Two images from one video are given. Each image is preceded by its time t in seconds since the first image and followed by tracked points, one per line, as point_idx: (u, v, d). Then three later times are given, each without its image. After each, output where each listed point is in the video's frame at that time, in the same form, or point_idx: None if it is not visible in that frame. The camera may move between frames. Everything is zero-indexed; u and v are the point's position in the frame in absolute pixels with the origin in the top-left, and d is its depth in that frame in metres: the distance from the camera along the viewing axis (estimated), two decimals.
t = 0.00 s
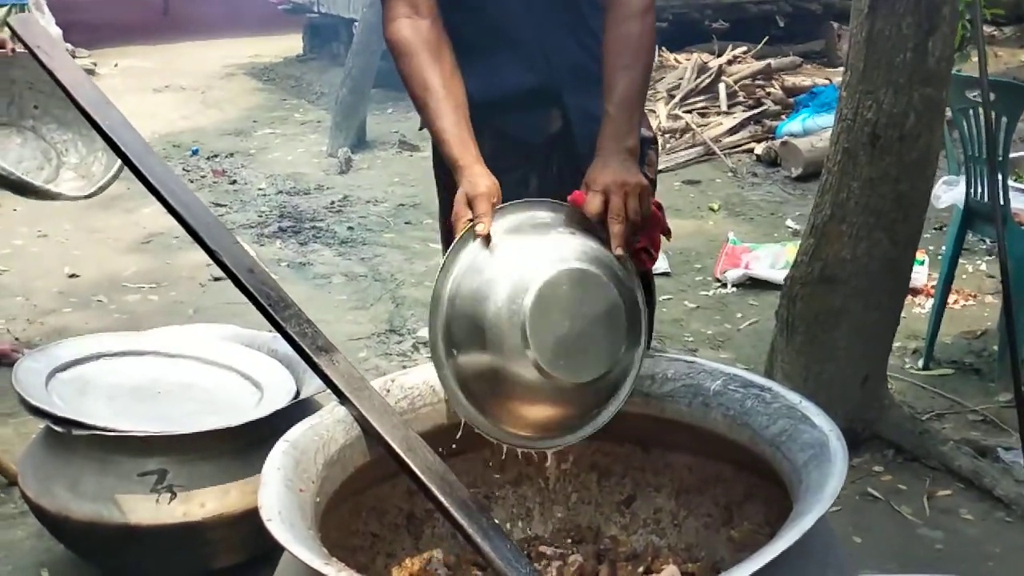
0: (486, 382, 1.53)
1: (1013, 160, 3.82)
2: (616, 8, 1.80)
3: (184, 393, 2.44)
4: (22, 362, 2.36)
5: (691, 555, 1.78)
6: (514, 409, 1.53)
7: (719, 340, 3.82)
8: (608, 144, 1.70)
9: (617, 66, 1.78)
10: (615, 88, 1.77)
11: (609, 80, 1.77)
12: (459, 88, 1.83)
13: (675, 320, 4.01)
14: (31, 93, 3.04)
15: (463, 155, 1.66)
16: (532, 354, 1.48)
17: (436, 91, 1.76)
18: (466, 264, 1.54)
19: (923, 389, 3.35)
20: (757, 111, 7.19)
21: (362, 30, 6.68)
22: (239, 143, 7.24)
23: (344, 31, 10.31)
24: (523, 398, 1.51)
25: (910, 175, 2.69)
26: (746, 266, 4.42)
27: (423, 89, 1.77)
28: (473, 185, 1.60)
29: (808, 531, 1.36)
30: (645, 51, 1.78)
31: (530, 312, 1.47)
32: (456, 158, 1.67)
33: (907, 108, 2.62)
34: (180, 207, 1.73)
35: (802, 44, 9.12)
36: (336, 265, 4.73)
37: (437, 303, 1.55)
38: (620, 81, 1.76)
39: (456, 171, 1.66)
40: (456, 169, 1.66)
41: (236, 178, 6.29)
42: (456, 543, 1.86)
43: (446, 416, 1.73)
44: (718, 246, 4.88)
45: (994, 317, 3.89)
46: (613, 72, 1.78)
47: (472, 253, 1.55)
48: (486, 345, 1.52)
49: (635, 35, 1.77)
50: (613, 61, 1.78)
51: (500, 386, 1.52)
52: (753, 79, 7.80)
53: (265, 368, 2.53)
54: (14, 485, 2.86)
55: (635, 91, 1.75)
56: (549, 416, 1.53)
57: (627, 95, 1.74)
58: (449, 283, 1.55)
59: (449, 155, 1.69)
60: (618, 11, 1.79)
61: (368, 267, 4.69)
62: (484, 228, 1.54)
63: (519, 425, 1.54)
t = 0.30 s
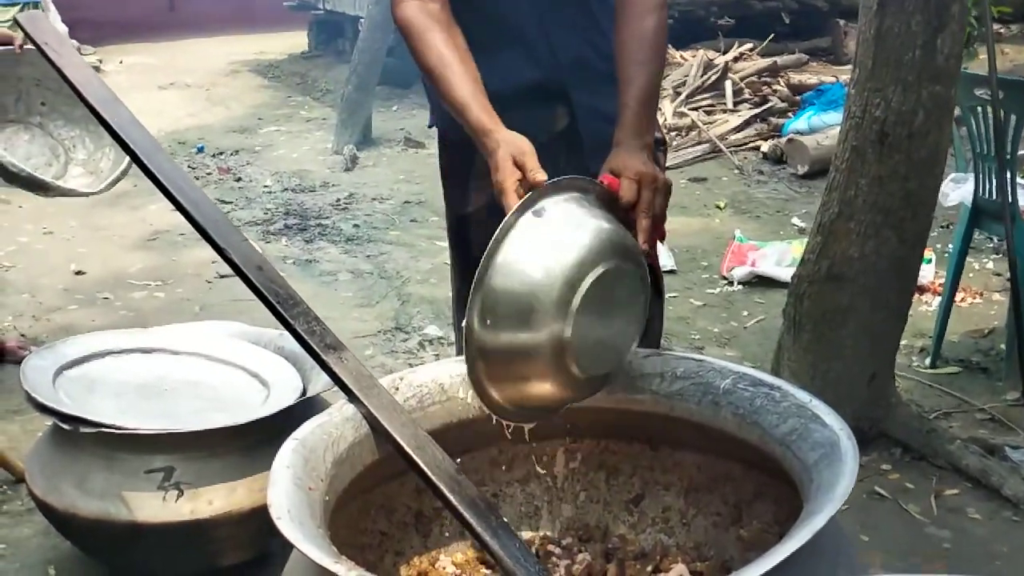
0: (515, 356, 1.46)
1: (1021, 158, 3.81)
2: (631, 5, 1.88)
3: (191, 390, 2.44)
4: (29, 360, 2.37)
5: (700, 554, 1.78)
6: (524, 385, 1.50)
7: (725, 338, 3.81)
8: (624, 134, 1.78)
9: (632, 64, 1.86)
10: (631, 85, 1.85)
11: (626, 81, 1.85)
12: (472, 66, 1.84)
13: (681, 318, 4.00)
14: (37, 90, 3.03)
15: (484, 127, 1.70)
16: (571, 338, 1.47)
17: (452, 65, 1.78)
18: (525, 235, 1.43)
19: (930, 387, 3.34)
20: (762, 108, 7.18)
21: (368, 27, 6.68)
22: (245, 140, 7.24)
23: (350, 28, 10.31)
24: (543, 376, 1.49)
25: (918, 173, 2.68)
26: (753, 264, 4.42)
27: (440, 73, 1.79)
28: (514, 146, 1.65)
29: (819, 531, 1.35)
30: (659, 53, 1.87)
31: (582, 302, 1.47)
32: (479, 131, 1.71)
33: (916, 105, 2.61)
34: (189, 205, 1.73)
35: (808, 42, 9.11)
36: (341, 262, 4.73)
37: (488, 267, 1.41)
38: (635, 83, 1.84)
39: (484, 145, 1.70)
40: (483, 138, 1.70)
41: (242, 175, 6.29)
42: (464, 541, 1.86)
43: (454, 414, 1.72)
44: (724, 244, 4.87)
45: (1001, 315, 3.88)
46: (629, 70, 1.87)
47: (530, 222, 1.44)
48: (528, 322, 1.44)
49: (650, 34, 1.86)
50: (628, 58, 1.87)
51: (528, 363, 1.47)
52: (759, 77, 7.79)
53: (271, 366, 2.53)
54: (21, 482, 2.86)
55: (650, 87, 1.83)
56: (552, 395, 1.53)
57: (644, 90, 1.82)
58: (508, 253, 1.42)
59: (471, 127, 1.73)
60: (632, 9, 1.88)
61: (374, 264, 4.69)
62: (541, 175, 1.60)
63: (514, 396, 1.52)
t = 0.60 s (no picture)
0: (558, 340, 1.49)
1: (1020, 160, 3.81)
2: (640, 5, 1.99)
3: (190, 390, 2.44)
4: (27, 360, 2.36)
5: (701, 556, 1.79)
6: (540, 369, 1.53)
7: (725, 339, 3.81)
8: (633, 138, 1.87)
9: (644, 68, 1.96)
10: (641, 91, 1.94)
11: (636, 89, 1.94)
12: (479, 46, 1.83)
13: (680, 319, 4.00)
14: (37, 89, 3.03)
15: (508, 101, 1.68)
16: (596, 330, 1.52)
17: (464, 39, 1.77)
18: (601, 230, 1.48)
19: (929, 389, 3.35)
20: (761, 110, 7.18)
21: (367, 27, 6.68)
22: (243, 140, 7.23)
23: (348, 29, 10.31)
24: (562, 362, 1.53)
25: (919, 174, 2.68)
26: (751, 265, 4.42)
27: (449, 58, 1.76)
28: (549, 111, 1.64)
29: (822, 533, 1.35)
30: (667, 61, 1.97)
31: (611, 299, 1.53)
32: (506, 105, 1.69)
33: (916, 107, 2.61)
34: (190, 205, 1.73)
35: (806, 43, 9.12)
36: (340, 262, 4.72)
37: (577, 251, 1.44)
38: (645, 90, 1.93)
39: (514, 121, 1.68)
40: (512, 109, 1.67)
41: (240, 174, 6.28)
42: (465, 543, 1.86)
43: (455, 416, 1.72)
44: (723, 245, 4.87)
45: (1000, 317, 3.88)
46: (640, 75, 1.96)
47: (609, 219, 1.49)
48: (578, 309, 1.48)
49: (658, 43, 1.97)
50: (641, 61, 1.97)
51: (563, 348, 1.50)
52: (757, 78, 7.80)
53: (270, 366, 2.53)
54: (19, 482, 2.85)
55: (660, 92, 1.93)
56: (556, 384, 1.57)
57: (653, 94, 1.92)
58: (585, 246, 1.45)
59: (495, 100, 1.71)
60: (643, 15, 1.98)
61: (372, 265, 4.68)
62: (586, 133, 1.61)
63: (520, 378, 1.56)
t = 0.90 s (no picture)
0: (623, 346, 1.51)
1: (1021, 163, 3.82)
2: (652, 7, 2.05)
3: (192, 392, 2.43)
4: (29, 361, 2.36)
5: (704, 559, 1.79)
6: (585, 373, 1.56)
7: (726, 342, 3.81)
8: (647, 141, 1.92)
9: (654, 71, 2.01)
10: (651, 95, 1.99)
11: (647, 93, 1.99)
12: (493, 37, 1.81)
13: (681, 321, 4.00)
14: (38, 90, 3.03)
15: (534, 78, 1.66)
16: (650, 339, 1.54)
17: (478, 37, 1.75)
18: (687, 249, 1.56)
19: (931, 392, 3.34)
20: (762, 112, 7.18)
21: (368, 29, 6.68)
22: (244, 141, 7.23)
23: (348, 30, 10.31)
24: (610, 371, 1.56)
25: (921, 178, 2.68)
26: (753, 267, 4.42)
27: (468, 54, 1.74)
28: (579, 88, 1.62)
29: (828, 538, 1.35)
30: (674, 65, 2.02)
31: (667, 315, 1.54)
32: (531, 82, 1.66)
33: (919, 110, 2.61)
34: (194, 206, 1.72)
35: (807, 46, 9.13)
36: (341, 263, 4.72)
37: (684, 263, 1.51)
38: (655, 95, 1.99)
39: (538, 98, 1.65)
40: (539, 86, 1.65)
41: (241, 176, 6.28)
42: (467, 544, 1.86)
43: (459, 418, 1.71)
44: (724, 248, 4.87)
45: (1001, 320, 3.88)
46: (653, 75, 2.01)
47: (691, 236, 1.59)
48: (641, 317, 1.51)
49: (667, 47, 2.03)
50: (651, 65, 2.02)
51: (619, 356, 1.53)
52: (758, 81, 7.80)
53: (272, 367, 2.52)
54: (21, 483, 2.85)
55: (670, 96, 1.98)
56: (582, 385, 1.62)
57: (664, 98, 1.98)
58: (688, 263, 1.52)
59: (518, 78, 1.68)
60: (651, 20, 2.04)
61: (374, 266, 4.68)
62: (620, 112, 1.58)
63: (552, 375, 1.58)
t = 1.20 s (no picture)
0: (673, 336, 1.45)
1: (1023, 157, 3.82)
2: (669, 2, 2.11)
3: (193, 383, 2.43)
4: (30, 351, 2.36)
5: (706, 551, 1.78)
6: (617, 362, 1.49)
7: (727, 335, 3.81)
8: (665, 130, 1.99)
9: (667, 63, 2.07)
10: (665, 87, 2.05)
11: (661, 85, 2.05)
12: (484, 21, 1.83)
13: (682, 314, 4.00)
14: (39, 81, 3.03)
15: (540, 57, 1.70)
16: (691, 331, 1.46)
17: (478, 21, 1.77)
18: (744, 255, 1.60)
19: (931, 385, 3.35)
20: (763, 105, 7.17)
21: (369, 20, 6.67)
22: (244, 132, 7.23)
23: (349, 21, 10.28)
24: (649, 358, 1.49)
25: (923, 171, 2.68)
26: (754, 261, 4.42)
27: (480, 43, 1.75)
28: (587, 65, 1.68)
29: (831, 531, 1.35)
30: (687, 59, 2.09)
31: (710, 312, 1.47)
32: (536, 59, 1.70)
33: (922, 103, 2.61)
34: (196, 197, 1.71)
35: (808, 39, 9.12)
36: (342, 255, 4.72)
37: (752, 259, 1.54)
38: (670, 86, 2.05)
39: (542, 75, 1.69)
40: (544, 62, 1.69)
41: (242, 167, 6.27)
42: (468, 536, 1.86)
43: (462, 409, 1.71)
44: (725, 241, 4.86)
45: (1002, 314, 3.88)
46: (668, 66, 2.07)
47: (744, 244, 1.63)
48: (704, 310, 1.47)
49: (680, 42, 2.10)
50: (663, 56, 2.08)
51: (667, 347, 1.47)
52: (760, 74, 7.80)
53: (273, 359, 2.52)
54: (22, 473, 2.85)
55: (684, 88, 2.04)
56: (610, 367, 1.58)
57: (679, 91, 2.04)
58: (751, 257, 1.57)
59: (522, 59, 1.71)
60: (664, 13, 2.10)
61: (374, 258, 4.68)
62: (627, 92, 1.68)
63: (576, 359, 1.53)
